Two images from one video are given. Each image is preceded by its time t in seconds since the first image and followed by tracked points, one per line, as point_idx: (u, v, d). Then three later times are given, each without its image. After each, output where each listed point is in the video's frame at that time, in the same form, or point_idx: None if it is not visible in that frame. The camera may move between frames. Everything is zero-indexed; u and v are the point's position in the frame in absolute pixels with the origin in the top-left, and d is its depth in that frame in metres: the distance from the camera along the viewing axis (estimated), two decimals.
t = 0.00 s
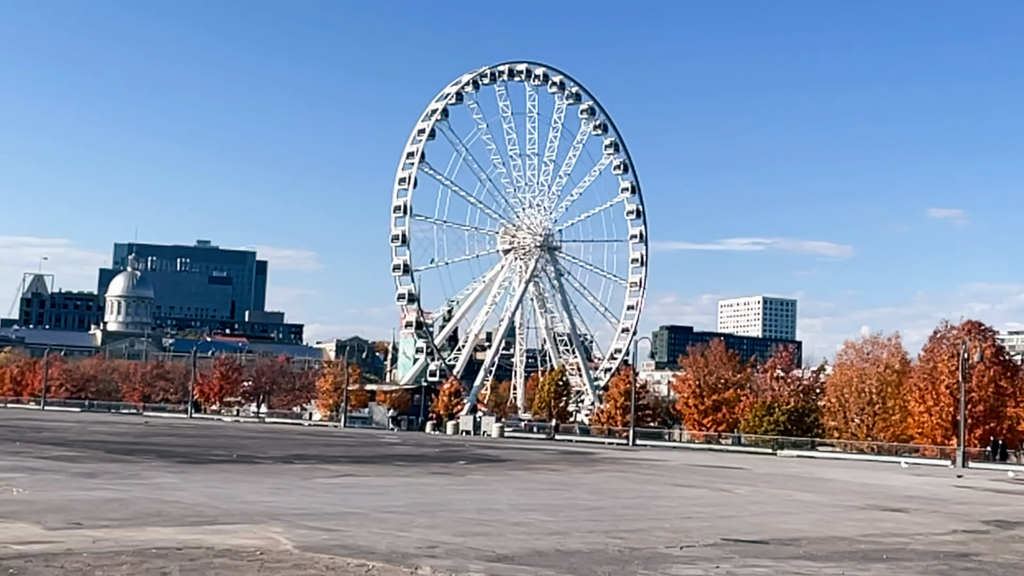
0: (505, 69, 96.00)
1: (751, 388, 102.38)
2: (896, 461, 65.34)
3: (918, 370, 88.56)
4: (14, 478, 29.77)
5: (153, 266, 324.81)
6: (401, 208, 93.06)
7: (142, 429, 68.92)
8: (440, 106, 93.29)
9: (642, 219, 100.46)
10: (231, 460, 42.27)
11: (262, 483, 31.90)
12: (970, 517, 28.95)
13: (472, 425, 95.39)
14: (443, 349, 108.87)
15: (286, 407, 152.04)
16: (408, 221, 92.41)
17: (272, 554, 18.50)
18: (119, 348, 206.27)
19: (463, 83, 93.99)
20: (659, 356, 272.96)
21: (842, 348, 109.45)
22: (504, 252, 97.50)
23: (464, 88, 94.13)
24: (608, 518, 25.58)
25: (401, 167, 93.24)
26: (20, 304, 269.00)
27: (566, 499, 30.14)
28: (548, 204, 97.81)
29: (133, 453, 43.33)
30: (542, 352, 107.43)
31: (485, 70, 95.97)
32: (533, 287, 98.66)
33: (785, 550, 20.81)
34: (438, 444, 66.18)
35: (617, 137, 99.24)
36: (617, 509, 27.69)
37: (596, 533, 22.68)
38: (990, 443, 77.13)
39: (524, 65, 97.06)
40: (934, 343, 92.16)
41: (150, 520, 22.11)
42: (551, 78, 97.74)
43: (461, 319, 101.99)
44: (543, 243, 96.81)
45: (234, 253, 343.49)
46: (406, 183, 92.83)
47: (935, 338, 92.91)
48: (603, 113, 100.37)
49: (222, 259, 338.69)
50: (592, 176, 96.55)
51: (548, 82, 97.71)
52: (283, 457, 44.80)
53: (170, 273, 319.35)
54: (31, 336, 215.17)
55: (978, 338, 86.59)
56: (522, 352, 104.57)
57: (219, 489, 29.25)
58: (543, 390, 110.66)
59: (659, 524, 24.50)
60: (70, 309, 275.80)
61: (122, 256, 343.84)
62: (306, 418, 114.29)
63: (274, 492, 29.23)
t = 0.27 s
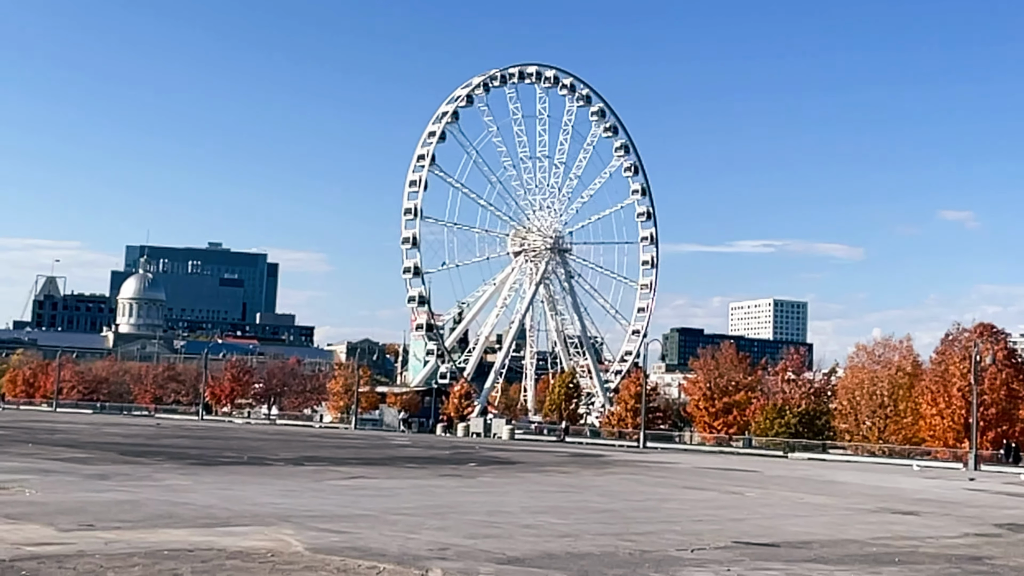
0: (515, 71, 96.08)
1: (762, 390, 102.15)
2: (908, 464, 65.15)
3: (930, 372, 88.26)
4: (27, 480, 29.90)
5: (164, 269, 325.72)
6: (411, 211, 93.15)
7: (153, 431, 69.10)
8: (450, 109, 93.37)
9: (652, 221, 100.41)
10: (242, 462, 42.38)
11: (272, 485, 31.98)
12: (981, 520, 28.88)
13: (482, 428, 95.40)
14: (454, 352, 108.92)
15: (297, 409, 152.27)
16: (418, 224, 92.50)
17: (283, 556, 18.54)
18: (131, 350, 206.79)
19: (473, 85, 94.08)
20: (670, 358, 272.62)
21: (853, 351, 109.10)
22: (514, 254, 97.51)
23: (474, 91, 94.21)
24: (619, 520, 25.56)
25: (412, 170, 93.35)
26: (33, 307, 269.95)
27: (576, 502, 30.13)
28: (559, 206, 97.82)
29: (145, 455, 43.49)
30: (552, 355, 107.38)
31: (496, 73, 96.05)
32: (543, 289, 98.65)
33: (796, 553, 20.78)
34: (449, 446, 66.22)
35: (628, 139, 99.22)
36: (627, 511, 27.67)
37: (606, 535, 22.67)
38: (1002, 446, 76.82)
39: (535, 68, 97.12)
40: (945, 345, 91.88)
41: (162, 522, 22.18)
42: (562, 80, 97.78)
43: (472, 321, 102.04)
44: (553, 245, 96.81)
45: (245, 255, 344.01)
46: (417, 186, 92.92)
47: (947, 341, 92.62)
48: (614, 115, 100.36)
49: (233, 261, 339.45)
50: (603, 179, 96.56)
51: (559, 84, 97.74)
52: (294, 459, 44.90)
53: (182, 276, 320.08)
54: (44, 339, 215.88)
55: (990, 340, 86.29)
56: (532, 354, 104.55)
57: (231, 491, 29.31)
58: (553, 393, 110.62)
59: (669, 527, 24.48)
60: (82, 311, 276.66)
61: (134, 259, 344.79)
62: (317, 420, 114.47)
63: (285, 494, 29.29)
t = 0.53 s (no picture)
0: (524, 74, 96.10)
1: (772, 392, 102.00)
2: (918, 467, 64.92)
3: (940, 375, 88.06)
4: (38, 481, 29.99)
5: (175, 271, 326.54)
6: (420, 213, 93.25)
7: (164, 433, 69.30)
8: (459, 111, 93.42)
9: (662, 223, 100.34)
10: (252, 463, 42.46)
11: (282, 487, 32.03)
12: (993, 524, 28.79)
13: (492, 430, 95.49)
14: (463, 354, 109.01)
15: (307, 411, 152.56)
16: (428, 226, 92.59)
17: (293, 557, 18.57)
18: (141, 352, 207.34)
19: (482, 88, 94.12)
20: (679, 360, 272.24)
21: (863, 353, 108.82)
22: (523, 256, 97.52)
23: (483, 93, 94.24)
24: (629, 523, 25.54)
25: (421, 172, 93.43)
26: (44, 309, 270.79)
27: (586, 504, 30.12)
28: (568, 208, 97.82)
29: (155, 456, 43.60)
30: (561, 357, 107.38)
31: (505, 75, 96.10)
32: (552, 292, 98.66)
33: (807, 556, 20.73)
34: (459, 448, 66.27)
35: (637, 140, 99.15)
36: (637, 514, 27.64)
37: (616, 538, 22.65)
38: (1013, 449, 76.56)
39: (544, 70, 97.12)
40: (956, 347, 91.69)
41: (172, 524, 22.22)
42: (571, 83, 97.76)
43: (481, 324, 102.08)
44: (562, 247, 96.81)
45: (254, 257, 344.56)
46: (426, 188, 92.99)
47: (957, 343, 92.41)
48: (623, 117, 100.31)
49: (243, 263, 340.16)
50: (612, 181, 96.50)
51: (568, 87, 97.74)
52: (304, 461, 44.99)
53: (192, 278, 320.80)
54: (54, 341, 216.55)
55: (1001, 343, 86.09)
56: (541, 357, 104.58)
57: (241, 493, 29.37)
58: (562, 395, 110.69)
59: (679, 529, 24.45)
60: (92, 313, 277.44)
61: (144, 262, 345.70)
62: (327, 422, 114.73)
63: (294, 496, 29.33)
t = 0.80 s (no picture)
0: (532, 76, 96.15)
1: (781, 395, 101.78)
2: (929, 470, 64.65)
3: (951, 378, 87.83)
4: (49, 483, 30.07)
5: (185, 274, 327.39)
6: (429, 215, 93.32)
7: (173, 435, 69.39)
8: (468, 114, 93.48)
9: (670, 225, 100.26)
10: (261, 466, 42.50)
11: (291, 489, 32.07)
12: (1003, 527, 28.72)
13: (500, 432, 95.41)
14: (472, 356, 108.98)
15: (316, 413, 152.80)
16: (436, 229, 92.65)
17: (302, 559, 18.59)
18: (151, 354, 207.89)
19: (491, 90, 94.18)
20: (688, 363, 272.06)
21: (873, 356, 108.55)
22: (532, 259, 97.46)
23: (492, 96, 94.28)
24: (638, 525, 25.52)
25: (429, 175, 93.53)
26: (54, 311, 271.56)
27: (595, 507, 30.10)
28: (577, 210, 97.84)
29: (165, 458, 43.68)
30: (570, 359, 107.29)
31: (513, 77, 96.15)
32: (561, 294, 98.62)
33: (817, 559, 20.69)
34: (467, 450, 66.28)
35: (646, 143, 99.10)
36: (646, 517, 27.62)
37: (625, 540, 22.64)
38: None
39: (552, 72, 97.16)
40: (966, 350, 91.46)
41: (182, 525, 22.27)
42: (579, 85, 97.77)
43: (489, 326, 102.05)
44: (571, 249, 96.83)
45: (264, 260, 345.22)
46: (434, 191, 93.05)
47: (968, 346, 92.18)
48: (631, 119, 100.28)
49: (253, 266, 340.91)
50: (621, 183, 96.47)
51: (577, 89, 97.75)
52: (313, 463, 45.04)
53: (202, 280, 321.51)
54: (64, 343, 217.23)
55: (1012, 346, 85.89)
56: (550, 359, 104.50)
57: (250, 495, 29.39)
58: (571, 397, 110.55)
59: (689, 532, 24.43)
60: (103, 316, 278.16)
61: (155, 264, 346.69)
62: (336, 425, 114.77)
63: (303, 498, 29.37)
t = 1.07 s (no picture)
0: (541, 78, 96.16)
1: (791, 397, 101.56)
2: (940, 473, 64.40)
3: (962, 380, 87.58)
4: (59, 484, 30.16)
5: (194, 275, 328.25)
6: (438, 218, 93.35)
7: (183, 436, 69.53)
8: (477, 116, 93.52)
9: (680, 227, 100.14)
10: (271, 467, 42.56)
11: (301, 490, 32.10)
12: (1014, 530, 28.61)
13: (509, 434, 95.43)
14: (481, 358, 109.00)
15: (325, 415, 153.05)
16: (446, 231, 92.73)
17: (311, 561, 18.61)
18: (161, 356, 208.31)
19: (500, 93, 94.20)
20: (698, 365, 271.70)
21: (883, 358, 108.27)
22: (541, 261, 97.45)
23: (501, 98, 94.31)
24: (647, 528, 25.50)
25: (439, 177, 93.57)
26: (65, 313, 272.36)
27: (604, 509, 30.08)
28: (586, 213, 97.84)
29: (175, 460, 43.78)
30: (579, 361, 107.25)
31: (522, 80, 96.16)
32: (570, 296, 98.60)
33: (827, 562, 20.67)
34: (476, 452, 66.32)
35: (655, 145, 99.05)
36: (655, 519, 27.57)
37: (635, 543, 22.62)
38: None
39: (561, 74, 97.17)
40: (977, 352, 91.22)
41: (192, 527, 22.31)
42: (589, 87, 97.74)
43: (499, 328, 102.06)
44: (580, 251, 96.82)
45: (273, 261, 345.73)
46: (444, 193, 93.11)
47: (979, 348, 91.92)
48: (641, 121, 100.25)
49: (263, 267, 341.62)
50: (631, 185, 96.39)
51: (586, 91, 97.74)
52: (323, 465, 45.07)
53: (211, 282, 322.16)
54: (75, 345, 217.95)
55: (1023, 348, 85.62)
56: (560, 361, 104.49)
57: (260, 496, 29.45)
58: (580, 399, 110.46)
59: (698, 535, 24.40)
60: (113, 317, 278.88)
61: (164, 265, 347.50)
62: (346, 426, 114.91)
63: (313, 499, 29.41)
